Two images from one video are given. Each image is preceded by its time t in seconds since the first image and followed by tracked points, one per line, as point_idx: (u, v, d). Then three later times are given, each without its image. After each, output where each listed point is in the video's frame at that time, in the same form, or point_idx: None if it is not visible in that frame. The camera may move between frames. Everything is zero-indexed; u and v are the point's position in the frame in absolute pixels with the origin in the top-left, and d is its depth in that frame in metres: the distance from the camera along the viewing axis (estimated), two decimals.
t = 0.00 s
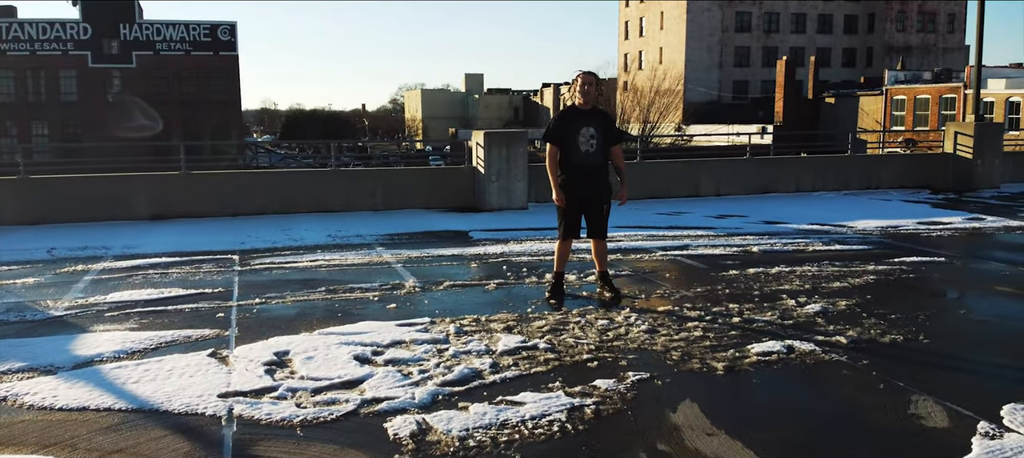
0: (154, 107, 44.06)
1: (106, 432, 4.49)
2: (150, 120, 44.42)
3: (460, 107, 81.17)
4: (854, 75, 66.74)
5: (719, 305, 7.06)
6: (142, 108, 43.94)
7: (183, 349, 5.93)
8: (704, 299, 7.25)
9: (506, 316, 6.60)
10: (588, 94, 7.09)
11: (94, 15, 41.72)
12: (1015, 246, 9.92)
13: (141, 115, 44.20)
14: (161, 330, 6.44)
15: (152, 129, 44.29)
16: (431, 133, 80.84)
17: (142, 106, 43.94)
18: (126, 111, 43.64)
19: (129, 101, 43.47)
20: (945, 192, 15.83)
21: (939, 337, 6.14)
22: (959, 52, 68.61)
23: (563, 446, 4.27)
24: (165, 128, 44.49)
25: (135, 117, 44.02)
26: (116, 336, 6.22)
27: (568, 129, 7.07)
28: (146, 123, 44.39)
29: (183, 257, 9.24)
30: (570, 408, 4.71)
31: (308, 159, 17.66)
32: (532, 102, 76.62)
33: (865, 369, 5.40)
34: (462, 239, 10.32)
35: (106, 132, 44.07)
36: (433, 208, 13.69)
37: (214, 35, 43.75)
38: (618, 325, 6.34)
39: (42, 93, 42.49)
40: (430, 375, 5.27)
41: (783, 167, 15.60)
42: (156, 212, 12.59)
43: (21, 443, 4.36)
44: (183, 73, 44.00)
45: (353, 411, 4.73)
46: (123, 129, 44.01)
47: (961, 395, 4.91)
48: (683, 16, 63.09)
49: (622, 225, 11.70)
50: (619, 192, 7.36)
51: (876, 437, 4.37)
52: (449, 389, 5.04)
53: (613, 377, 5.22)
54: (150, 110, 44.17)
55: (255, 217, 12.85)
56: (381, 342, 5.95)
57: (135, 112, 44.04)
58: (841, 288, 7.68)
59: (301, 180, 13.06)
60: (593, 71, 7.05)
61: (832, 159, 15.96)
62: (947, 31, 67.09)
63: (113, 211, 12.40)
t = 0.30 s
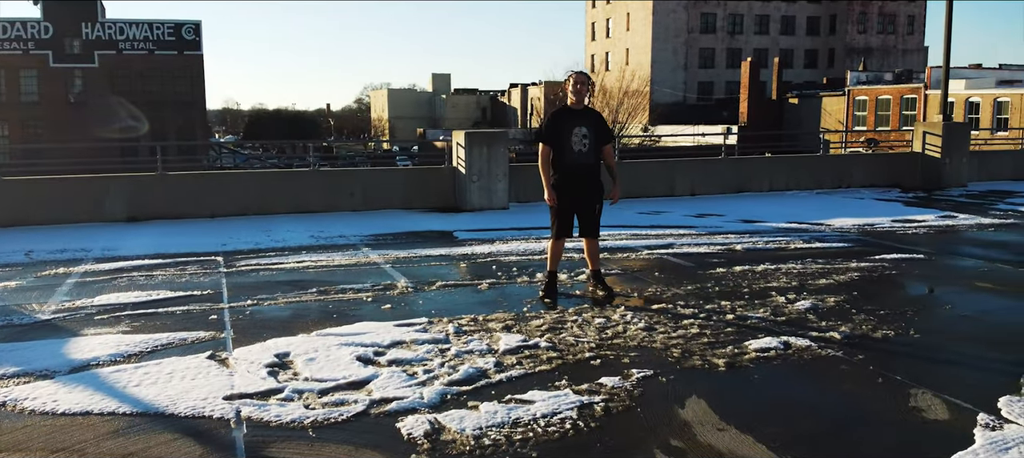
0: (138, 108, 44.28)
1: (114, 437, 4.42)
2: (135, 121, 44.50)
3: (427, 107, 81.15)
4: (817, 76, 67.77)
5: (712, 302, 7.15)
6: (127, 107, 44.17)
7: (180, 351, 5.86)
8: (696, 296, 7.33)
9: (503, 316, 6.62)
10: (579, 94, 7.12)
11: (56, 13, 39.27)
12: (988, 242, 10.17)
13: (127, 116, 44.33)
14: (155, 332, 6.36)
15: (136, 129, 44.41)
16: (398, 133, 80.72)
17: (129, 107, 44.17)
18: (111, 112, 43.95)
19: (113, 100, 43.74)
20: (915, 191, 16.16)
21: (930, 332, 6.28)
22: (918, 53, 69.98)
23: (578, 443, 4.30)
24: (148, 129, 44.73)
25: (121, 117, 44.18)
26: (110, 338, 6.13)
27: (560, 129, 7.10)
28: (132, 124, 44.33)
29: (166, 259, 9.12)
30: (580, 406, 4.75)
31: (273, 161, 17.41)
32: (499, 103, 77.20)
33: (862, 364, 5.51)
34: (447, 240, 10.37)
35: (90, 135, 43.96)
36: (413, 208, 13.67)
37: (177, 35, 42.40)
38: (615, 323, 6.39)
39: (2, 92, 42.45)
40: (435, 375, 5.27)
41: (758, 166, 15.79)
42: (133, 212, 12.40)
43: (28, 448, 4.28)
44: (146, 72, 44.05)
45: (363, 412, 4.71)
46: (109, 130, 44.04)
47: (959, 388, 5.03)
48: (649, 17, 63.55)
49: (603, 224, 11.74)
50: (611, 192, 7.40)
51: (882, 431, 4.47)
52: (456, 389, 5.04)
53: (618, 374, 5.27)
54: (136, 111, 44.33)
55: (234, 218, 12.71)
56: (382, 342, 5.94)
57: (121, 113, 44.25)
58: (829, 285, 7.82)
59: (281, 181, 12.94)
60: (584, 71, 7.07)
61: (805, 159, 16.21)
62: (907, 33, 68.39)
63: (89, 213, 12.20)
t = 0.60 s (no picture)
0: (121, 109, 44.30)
1: (122, 443, 4.34)
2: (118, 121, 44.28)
3: (390, 107, 81.60)
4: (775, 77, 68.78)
5: (703, 299, 7.24)
6: (109, 108, 43.91)
7: (177, 355, 5.78)
8: (686, 294, 7.41)
9: (499, 316, 6.64)
10: (570, 94, 7.12)
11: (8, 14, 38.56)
12: (960, 239, 10.42)
13: (110, 117, 44.10)
14: (148, 336, 6.25)
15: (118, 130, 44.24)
16: (359, 133, 80.26)
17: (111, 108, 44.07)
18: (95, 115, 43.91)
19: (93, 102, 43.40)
20: (881, 189, 16.52)
21: (918, 326, 6.44)
22: (873, 54, 71.36)
23: (594, 440, 4.33)
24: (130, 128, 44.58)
25: (105, 118, 43.94)
26: (102, 343, 6.02)
27: (551, 129, 7.09)
28: (115, 125, 44.12)
29: (147, 262, 8.96)
30: (590, 404, 4.79)
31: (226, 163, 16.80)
32: (462, 103, 77.94)
33: (859, 358, 5.64)
34: (430, 240, 10.41)
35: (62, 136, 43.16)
36: (389, 208, 13.62)
37: (135, 34, 42.47)
38: (612, 322, 6.44)
39: None
40: (442, 375, 5.27)
41: (729, 166, 16.01)
42: (104, 215, 12.17)
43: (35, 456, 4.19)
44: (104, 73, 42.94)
45: (375, 413, 4.69)
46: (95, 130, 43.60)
47: (955, 381, 5.17)
48: (611, 18, 63.96)
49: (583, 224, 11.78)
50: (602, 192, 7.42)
51: (886, 423, 4.59)
52: (464, 389, 5.04)
53: (623, 372, 5.32)
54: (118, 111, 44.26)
55: (209, 220, 12.53)
56: (382, 343, 5.92)
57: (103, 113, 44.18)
58: (814, 282, 7.97)
59: (256, 181, 12.78)
60: (575, 71, 7.08)
61: (775, 158, 16.47)
62: (862, 34, 69.69)
63: (59, 216, 11.93)
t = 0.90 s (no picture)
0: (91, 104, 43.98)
1: (134, 450, 4.24)
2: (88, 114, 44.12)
3: (347, 106, 81.93)
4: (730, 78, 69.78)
5: (694, 297, 7.33)
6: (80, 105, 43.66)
7: (174, 360, 5.67)
8: (676, 292, 7.49)
9: (495, 316, 6.63)
10: (562, 94, 7.13)
11: None
12: (930, 236, 10.70)
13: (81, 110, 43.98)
14: (140, 341, 6.13)
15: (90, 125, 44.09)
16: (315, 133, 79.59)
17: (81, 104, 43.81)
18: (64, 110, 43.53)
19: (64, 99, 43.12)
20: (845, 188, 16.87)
21: (906, 321, 6.60)
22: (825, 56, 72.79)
23: (612, 438, 4.35)
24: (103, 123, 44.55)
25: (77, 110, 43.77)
26: (93, 349, 5.87)
27: (543, 129, 7.10)
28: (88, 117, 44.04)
29: (124, 265, 8.76)
30: (602, 402, 4.82)
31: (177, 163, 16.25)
32: (421, 103, 78.50)
33: (855, 353, 5.76)
34: (411, 241, 10.40)
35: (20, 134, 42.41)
36: (364, 209, 13.56)
37: (87, 32, 40.97)
38: (609, 321, 6.48)
39: None
40: (449, 376, 5.25)
41: (699, 165, 16.20)
42: (73, 218, 11.87)
43: None
44: (55, 73, 42.03)
45: (389, 415, 4.66)
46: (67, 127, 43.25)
47: (951, 374, 5.31)
48: (569, 19, 64.29)
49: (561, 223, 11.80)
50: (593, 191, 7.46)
51: (892, 415, 4.69)
52: (474, 389, 5.03)
53: (628, 371, 5.36)
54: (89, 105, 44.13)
55: (180, 222, 12.30)
56: (383, 345, 5.89)
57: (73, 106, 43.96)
58: (797, 279, 8.12)
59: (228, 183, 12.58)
60: (566, 71, 7.09)
61: (742, 158, 16.70)
62: (814, 36, 71.00)
63: (25, 219, 11.60)
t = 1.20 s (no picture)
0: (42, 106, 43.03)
1: None
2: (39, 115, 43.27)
3: (298, 106, 81.21)
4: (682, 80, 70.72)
5: (681, 295, 7.42)
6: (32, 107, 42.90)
7: (169, 365, 5.54)
8: (664, 290, 7.57)
9: (490, 316, 6.63)
10: (553, 95, 7.19)
11: None
12: (896, 234, 11.00)
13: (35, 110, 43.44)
14: (129, 346, 5.98)
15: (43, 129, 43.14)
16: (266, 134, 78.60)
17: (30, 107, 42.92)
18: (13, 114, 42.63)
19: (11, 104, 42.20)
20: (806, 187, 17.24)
21: (891, 315, 6.77)
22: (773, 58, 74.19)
23: (629, 436, 4.38)
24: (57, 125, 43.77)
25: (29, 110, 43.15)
26: (82, 356, 5.72)
27: (534, 130, 7.16)
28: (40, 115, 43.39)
29: (99, 269, 8.54)
30: (613, 401, 4.85)
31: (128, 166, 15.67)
32: (373, 104, 78.18)
33: (849, 348, 5.90)
34: (388, 242, 10.36)
35: None
36: (334, 210, 13.48)
37: (32, 31, 40.55)
38: (604, 320, 6.52)
39: None
40: (456, 377, 5.24)
41: (665, 164, 16.39)
42: (34, 221, 11.52)
43: None
44: None
45: (403, 417, 4.63)
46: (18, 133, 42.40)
47: (944, 366, 5.46)
48: (523, 20, 64.48)
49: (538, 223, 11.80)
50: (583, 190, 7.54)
51: (895, 407, 4.81)
52: (483, 390, 5.02)
53: (633, 369, 5.40)
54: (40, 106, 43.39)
55: (146, 224, 12.02)
56: (382, 347, 5.85)
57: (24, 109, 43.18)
58: (778, 276, 8.27)
59: (195, 184, 12.33)
60: (557, 72, 7.15)
61: (707, 158, 16.93)
62: (762, 38, 72.25)
63: None
